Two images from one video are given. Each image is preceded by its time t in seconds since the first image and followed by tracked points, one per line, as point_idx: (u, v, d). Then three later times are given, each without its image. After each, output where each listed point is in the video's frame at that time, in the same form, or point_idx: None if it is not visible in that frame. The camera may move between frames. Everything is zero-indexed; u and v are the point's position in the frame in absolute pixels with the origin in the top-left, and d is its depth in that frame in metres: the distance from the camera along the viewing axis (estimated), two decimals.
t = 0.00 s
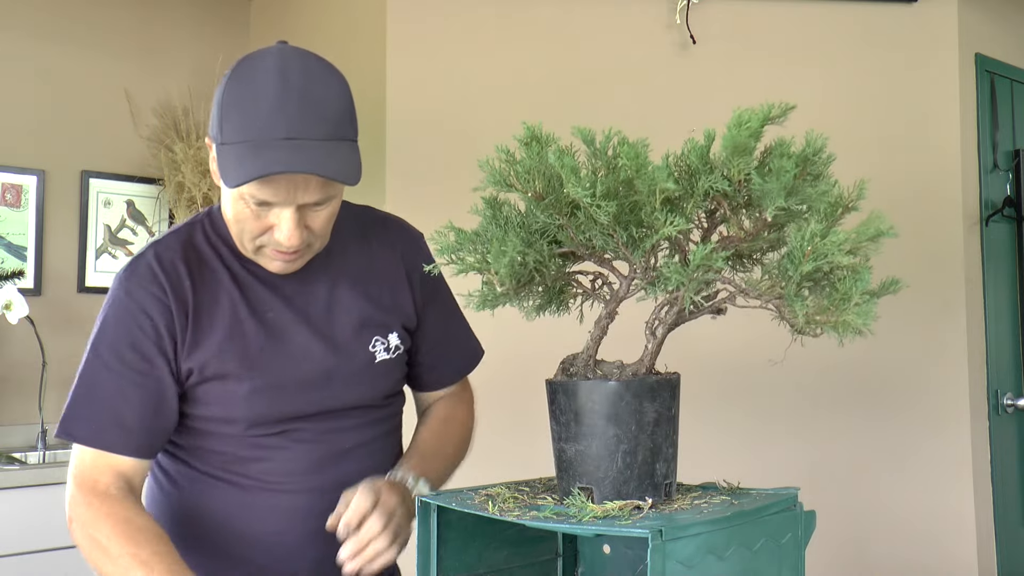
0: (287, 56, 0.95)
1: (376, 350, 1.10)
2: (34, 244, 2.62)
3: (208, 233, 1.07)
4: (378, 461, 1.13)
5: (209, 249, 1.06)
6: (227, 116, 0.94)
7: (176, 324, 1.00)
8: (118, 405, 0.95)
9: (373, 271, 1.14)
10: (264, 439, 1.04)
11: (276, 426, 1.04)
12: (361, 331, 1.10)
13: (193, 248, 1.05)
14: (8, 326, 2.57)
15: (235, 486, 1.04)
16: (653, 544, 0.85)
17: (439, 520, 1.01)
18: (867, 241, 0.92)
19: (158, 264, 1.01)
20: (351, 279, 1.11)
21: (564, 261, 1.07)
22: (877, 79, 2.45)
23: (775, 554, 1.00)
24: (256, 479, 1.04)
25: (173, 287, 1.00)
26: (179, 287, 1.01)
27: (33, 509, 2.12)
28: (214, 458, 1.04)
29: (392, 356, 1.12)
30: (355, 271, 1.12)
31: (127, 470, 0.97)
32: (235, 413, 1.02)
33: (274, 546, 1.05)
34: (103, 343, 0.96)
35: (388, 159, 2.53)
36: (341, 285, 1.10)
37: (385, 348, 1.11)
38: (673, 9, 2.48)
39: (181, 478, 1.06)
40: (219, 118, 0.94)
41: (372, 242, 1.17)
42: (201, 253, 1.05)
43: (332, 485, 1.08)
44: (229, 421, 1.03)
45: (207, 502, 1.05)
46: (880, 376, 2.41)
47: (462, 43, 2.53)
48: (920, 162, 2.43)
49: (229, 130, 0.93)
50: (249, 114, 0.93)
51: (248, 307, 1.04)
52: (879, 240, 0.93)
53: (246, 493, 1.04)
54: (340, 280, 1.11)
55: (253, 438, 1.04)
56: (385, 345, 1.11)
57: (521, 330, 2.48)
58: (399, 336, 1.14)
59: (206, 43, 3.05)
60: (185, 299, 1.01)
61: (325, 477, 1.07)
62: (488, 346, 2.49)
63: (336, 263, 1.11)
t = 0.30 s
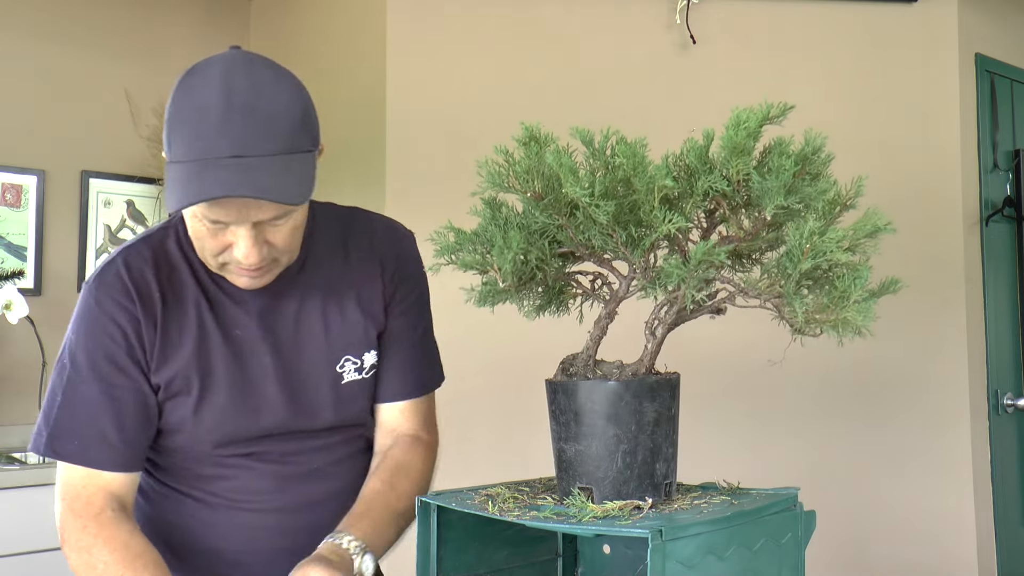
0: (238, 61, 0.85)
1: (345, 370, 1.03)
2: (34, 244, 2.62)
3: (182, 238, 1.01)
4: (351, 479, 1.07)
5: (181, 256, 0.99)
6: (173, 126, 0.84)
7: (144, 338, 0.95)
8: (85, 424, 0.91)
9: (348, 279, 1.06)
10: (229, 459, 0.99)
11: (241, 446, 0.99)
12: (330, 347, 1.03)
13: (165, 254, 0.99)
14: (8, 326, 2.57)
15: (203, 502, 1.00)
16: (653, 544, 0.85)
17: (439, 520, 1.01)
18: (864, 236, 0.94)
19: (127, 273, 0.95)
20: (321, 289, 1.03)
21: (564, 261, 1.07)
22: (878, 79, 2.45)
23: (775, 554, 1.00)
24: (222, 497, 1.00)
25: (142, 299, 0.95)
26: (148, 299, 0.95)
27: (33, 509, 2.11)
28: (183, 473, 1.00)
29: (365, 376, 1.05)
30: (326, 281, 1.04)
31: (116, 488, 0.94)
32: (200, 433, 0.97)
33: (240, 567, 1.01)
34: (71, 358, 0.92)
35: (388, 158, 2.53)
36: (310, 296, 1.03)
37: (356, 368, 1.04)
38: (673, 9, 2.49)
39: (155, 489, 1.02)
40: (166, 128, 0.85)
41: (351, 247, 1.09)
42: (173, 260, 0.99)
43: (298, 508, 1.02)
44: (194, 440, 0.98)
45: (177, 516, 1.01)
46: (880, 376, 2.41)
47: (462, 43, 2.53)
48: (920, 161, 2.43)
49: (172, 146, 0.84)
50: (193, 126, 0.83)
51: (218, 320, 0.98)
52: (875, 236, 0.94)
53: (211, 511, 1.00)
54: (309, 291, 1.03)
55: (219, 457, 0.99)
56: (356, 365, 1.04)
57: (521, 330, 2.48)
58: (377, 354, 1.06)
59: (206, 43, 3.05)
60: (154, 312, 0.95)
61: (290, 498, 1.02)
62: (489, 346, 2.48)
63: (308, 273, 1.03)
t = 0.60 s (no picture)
0: (184, 49, 0.85)
1: (301, 381, 0.98)
2: (34, 244, 2.62)
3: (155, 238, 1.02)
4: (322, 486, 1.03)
5: (150, 257, 1.00)
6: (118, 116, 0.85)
7: (105, 339, 0.96)
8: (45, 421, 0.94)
9: (311, 281, 1.01)
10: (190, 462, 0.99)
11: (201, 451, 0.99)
12: (289, 352, 0.99)
13: (136, 255, 1.01)
14: (8, 326, 2.57)
15: (169, 504, 1.01)
16: (653, 543, 0.86)
17: (439, 520, 1.01)
18: (864, 236, 0.94)
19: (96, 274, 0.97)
20: (283, 291, 1.00)
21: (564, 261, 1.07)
22: (878, 79, 2.45)
23: (775, 554, 1.00)
24: (186, 501, 1.01)
25: (106, 298, 0.96)
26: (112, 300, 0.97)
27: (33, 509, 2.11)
28: (151, 473, 1.02)
29: (316, 387, 0.99)
30: (288, 281, 1.00)
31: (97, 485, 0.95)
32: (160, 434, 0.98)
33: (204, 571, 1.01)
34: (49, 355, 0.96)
35: (388, 158, 2.52)
36: (271, 298, 1.00)
37: (311, 378, 0.99)
38: (673, 9, 2.48)
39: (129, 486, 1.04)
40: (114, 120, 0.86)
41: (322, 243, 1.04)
42: (143, 260, 1.00)
43: (260, 517, 1.00)
44: (156, 441, 0.99)
45: (145, 515, 1.03)
46: (881, 376, 2.41)
47: (461, 42, 2.53)
48: (921, 161, 2.43)
49: (121, 138, 0.85)
50: (136, 112, 0.83)
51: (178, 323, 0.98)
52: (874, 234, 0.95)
53: (174, 512, 1.01)
54: (270, 293, 1.00)
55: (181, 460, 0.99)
56: (311, 374, 0.99)
57: (521, 330, 2.48)
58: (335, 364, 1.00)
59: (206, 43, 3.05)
60: (117, 312, 0.97)
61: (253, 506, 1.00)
62: (489, 347, 2.48)
63: (271, 274, 1.00)
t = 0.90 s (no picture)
0: (166, 49, 0.85)
1: (300, 379, 0.99)
2: (34, 244, 2.62)
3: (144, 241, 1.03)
4: (316, 491, 1.01)
5: (140, 259, 1.01)
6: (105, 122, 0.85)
7: (92, 341, 0.97)
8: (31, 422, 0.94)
9: (308, 281, 1.01)
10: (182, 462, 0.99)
11: (192, 451, 0.99)
12: (285, 351, 0.99)
13: (126, 257, 1.01)
14: (8, 326, 2.58)
15: (163, 506, 1.01)
16: (653, 543, 0.86)
17: (439, 519, 1.01)
18: (865, 236, 0.94)
19: (83, 276, 0.98)
20: (279, 291, 1.01)
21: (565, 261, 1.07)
22: (878, 79, 2.45)
23: (775, 554, 1.00)
24: (180, 501, 1.01)
25: (92, 302, 0.97)
26: (99, 301, 0.97)
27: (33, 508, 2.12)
28: (143, 474, 1.02)
29: (318, 386, 0.99)
30: (285, 281, 1.01)
31: (56, 480, 0.96)
32: (150, 435, 0.98)
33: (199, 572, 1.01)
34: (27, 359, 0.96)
35: (388, 158, 2.52)
36: (266, 298, 1.00)
37: (311, 377, 0.99)
38: (673, 9, 2.48)
39: (123, 489, 1.05)
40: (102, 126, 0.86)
41: (316, 243, 1.04)
42: (133, 263, 1.01)
43: (255, 518, 0.99)
44: (146, 442, 0.99)
45: (138, 517, 1.03)
46: (881, 377, 2.41)
47: (461, 42, 2.53)
48: (921, 161, 2.43)
49: (109, 141, 0.85)
50: (123, 116, 0.84)
51: (169, 324, 0.99)
52: (875, 235, 0.94)
53: (167, 514, 1.01)
54: (266, 293, 1.00)
55: (172, 461, 1.00)
56: (311, 374, 0.99)
57: (521, 330, 2.48)
58: (336, 362, 1.00)
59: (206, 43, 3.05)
60: (105, 314, 0.98)
61: (248, 506, 0.99)
62: (488, 347, 2.48)
63: (267, 275, 1.01)
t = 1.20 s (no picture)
0: (175, 49, 0.85)
1: (303, 378, 0.99)
2: (34, 244, 2.62)
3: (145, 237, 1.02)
4: (320, 489, 1.02)
5: (142, 256, 1.00)
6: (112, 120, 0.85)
7: (94, 337, 0.97)
8: (35, 418, 0.94)
9: (311, 280, 1.01)
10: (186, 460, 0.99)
11: (195, 450, 0.99)
12: (288, 349, 0.99)
13: (127, 254, 1.01)
14: (8, 325, 2.58)
15: (164, 505, 1.01)
16: (653, 544, 0.85)
17: (439, 520, 1.01)
18: (865, 236, 0.94)
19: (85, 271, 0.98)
20: (282, 289, 1.01)
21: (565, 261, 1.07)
22: (878, 79, 2.45)
23: (775, 554, 1.00)
24: (181, 500, 1.01)
25: (93, 299, 0.97)
26: (101, 297, 0.97)
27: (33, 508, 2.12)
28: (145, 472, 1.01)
29: (321, 385, 1.00)
30: (289, 279, 1.01)
31: (44, 476, 0.95)
32: (154, 432, 0.99)
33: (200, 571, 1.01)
34: (24, 354, 0.96)
35: (388, 158, 2.52)
36: (269, 296, 1.00)
37: (314, 376, 0.99)
38: (673, 9, 2.48)
39: (123, 487, 1.05)
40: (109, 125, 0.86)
41: (319, 242, 1.04)
42: (133, 260, 1.00)
43: (257, 516, 0.99)
44: (150, 439, 0.99)
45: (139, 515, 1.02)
46: (881, 378, 2.41)
47: (461, 42, 2.53)
48: (921, 161, 2.43)
49: (115, 141, 0.85)
50: (131, 114, 0.83)
51: (172, 322, 0.99)
52: (875, 235, 0.94)
53: (168, 513, 1.01)
54: (269, 291, 1.00)
55: (175, 459, 1.00)
56: (314, 373, 0.99)
57: (521, 330, 2.48)
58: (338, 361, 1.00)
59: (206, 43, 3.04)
60: (107, 310, 0.97)
61: (250, 504, 0.99)
62: (489, 347, 2.48)
63: (271, 274, 1.01)
